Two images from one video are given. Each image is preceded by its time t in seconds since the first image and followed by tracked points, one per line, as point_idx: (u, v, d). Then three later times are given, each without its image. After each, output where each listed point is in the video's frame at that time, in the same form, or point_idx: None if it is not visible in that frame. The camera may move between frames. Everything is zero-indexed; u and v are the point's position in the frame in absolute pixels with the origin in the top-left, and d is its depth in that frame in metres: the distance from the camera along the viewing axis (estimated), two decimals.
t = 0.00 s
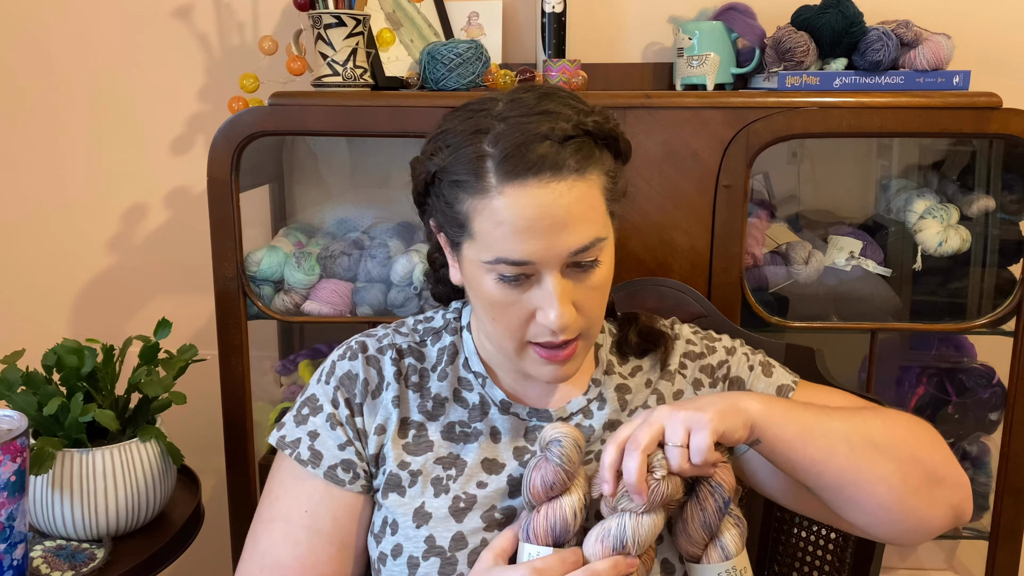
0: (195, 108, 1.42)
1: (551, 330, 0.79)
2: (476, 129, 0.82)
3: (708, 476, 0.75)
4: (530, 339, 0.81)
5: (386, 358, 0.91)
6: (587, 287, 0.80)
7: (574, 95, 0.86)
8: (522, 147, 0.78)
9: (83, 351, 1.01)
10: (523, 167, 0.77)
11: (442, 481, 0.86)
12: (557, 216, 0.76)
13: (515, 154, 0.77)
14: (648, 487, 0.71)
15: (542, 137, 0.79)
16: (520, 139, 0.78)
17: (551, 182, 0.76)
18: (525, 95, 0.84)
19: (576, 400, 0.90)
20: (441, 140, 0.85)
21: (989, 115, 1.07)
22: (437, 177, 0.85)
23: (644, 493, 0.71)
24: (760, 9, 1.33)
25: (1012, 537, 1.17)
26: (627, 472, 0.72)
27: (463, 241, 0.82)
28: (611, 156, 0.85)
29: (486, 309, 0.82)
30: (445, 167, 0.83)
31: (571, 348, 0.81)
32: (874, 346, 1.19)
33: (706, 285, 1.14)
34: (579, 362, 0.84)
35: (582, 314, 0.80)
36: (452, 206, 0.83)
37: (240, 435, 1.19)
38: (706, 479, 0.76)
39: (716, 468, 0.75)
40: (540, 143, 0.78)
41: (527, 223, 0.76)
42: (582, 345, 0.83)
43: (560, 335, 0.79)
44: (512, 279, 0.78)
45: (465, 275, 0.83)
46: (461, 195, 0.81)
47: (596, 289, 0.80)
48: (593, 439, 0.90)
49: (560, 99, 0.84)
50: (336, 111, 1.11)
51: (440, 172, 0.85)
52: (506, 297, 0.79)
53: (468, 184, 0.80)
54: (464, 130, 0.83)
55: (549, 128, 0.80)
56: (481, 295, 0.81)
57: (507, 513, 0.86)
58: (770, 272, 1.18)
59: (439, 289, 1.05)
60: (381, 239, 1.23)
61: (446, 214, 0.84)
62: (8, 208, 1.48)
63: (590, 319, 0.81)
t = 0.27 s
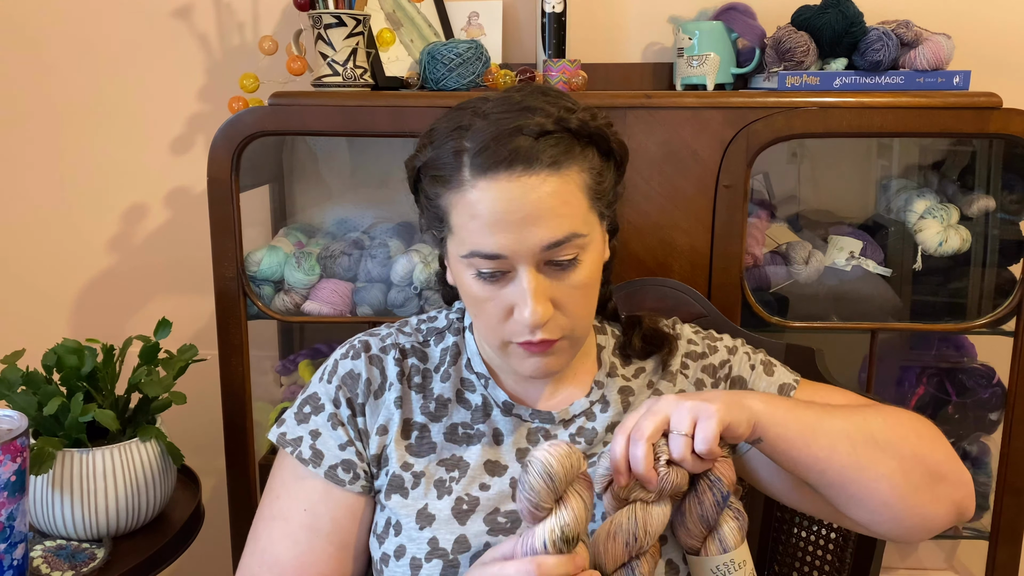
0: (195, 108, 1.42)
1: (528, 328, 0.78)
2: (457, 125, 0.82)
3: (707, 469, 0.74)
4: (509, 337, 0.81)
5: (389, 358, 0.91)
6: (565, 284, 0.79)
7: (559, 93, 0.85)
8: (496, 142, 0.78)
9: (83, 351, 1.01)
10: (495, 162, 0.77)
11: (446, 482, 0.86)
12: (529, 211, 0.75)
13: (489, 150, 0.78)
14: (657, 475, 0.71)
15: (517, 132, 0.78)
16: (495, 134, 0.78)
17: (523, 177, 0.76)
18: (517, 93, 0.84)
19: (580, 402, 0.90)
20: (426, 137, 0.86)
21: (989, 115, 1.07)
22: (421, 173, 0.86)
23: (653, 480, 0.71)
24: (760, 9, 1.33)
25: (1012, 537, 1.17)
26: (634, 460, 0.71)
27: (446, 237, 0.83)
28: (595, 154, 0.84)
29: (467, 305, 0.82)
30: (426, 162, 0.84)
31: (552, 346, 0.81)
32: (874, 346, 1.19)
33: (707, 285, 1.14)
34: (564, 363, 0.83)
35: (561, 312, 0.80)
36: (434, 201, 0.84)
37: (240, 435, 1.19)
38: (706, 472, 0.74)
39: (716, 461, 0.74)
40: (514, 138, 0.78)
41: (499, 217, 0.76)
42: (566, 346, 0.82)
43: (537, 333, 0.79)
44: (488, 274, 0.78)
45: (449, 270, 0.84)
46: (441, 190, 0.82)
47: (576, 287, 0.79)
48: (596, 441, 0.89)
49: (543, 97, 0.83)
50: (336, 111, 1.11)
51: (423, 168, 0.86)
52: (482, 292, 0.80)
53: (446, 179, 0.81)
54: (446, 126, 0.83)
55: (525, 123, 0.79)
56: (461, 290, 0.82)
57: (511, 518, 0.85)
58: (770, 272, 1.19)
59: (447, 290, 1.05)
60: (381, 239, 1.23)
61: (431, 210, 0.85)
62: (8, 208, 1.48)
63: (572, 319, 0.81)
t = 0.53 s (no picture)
0: (195, 108, 1.42)
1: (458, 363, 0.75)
2: (414, 147, 0.81)
3: (691, 477, 0.73)
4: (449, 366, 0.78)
5: (391, 358, 0.90)
6: (501, 323, 0.75)
7: (518, 124, 0.81)
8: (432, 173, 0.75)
9: (83, 351, 1.01)
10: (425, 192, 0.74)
11: (449, 481, 0.86)
12: (452, 247, 0.72)
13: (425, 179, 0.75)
14: (645, 474, 0.69)
15: (453, 164, 0.75)
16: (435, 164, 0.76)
17: (450, 211, 0.73)
18: (482, 118, 0.81)
19: (581, 402, 0.90)
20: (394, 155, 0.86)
21: (989, 115, 1.07)
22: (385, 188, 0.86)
23: (640, 479, 0.69)
24: (761, 8, 1.33)
25: (1012, 537, 1.17)
26: (624, 458, 0.69)
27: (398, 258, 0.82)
28: (544, 189, 0.79)
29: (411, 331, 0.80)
30: (386, 180, 0.83)
31: (491, 379, 0.78)
32: (874, 345, 1.19)
33: (707, 285, 1.14)
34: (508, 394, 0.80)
35: (497, 349, 0.76)
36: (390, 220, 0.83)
37: (240, 435, 1.19)
38: (690, 481, 0.73)
39: (701, 468, 0.72)
40: (450, 170, 0.75)
41: (426, 248, 0.73)
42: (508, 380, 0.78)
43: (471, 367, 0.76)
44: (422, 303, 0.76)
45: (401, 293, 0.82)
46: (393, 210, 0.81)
47: (513, 327, 0.75)
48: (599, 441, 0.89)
49: (498, 127, 0.80)
50: (336, 111, 1.11)
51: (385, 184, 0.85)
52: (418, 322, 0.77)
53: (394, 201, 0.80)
54: (406, 147, 0.82)
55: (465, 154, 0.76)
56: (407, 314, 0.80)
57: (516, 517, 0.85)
58: (770, 272, 1.19)
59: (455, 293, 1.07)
60: (380, 238, 1.22)
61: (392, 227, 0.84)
62: (8, 207, 1.48)
63: (511, 355, 0.77)
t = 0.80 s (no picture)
0: (195, 108, 1.42)
1: (450, 358, 0.75)
2: (394, 146, 0.80)
3: (661, 505, 0.70)
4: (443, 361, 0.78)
5: (380, 358, 0.91)
6: (491, 316, 0.74)
7: (499, 116, 0.81)
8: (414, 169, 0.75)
9: (83, 351, 1.01)
10: (407, 189, 0.74)
11: (437, 481, 0.85)
12: (437, 242, 0.72)
13: (407, 175, 0.75)
14: (612, 509, 0.68)
15: (435, 160, 0.75)
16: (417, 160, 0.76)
17: (433, 207, 0.72)
18: (461, 112, 0.81)
19: (568, 404, 0.89)
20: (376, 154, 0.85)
21: (989, 115, 1.07)
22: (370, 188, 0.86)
23: (609, 515, 0.68)
24: (761, 8, 1.33)
25: (1012, 537, 1.17)
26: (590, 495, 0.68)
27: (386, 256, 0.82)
28: (529, 180, 0.78)
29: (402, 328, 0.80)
30: (369, 179, 0.83)
31: (486, 372, 0.78)
32: (874, 346, 1.19)
33: (706, 286, 1.14)
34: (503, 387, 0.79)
35: (488, 343, 0.75)
36: (377, 219, 0.83)
37: (240, 435, 1.19)
38: (658, 509, 0.70)
39: (668, 496, 0.69)
40: (432, 165, 0.75)
41: (412, 245, 0.73)
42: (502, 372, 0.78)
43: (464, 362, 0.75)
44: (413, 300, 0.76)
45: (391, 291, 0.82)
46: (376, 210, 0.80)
47: (504, 320, 0.75)
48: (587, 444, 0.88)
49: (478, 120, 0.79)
50: (336, 111, 1.11)
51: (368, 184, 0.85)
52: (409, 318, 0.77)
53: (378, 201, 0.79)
54: (387, 146, 0.82)
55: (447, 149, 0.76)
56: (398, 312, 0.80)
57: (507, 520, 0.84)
58: (770, 273, 1.18)
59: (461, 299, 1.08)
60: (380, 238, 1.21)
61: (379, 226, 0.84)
62: (8, 207, 1.48)
63: (503, 348, 0.76)
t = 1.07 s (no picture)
0: (195, 108, 1.42)
1: (470, 351, 0.76)
2: (410, 137, 0.81)
3: (667, 526, 0.74)
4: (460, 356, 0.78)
5: (380, 363, 0.90)
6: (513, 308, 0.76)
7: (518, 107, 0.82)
8: (436, 158, 0.76)
9: (83, 351, 1.01)
10: (430, 178, 0.75)
11: (428, 490, 0.86)
12: (461, 232, 0.72)
13: (429, 165, 0.76)
14: (618, 526, 0.72)
15: (458, 148, 0.76)
16: (438, 149, 0.76)
17: (457, 196, 0.73)
18: (479, 104, 0.82)
19: (570, 410, 0.89)
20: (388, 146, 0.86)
21: (989, 115, 1.07)
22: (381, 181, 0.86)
23: (614, 531, 0.72)
24: (761, 8, 1.33)
25: (1012, 537, 1.17)
26: (597, 512, 0.72)
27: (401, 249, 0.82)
28: (550, 170, 0.80)
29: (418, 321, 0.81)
30: (382, 171, 0.83)
31: (503, 366, 0.78)
32: (874, 345, 1.19)
33: (706, 286, 1.14)
34: (520, 382, 0.80)
35: (508, 335, 0.76)
36: (391, 211, 0.83)
37: (240, 435, 1.19)
38: (665, 530, 0.74)
39: (674, 518, 0.73)
40: (455, 154, 0.76)
41: (435, 235, 0.73)
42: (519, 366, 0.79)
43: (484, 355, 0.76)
44: (432, 293, 0.76)
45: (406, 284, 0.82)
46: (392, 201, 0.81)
47: (524, 312, 0.76)
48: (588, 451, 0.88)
49: (497, 111, 0.80)
50: (336, 111, 1.11)
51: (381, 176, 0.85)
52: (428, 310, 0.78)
53: (395, 192, 0.80)
54: (402, 138, 0.82)
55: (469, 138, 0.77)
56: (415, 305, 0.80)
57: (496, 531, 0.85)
58: (770, 273, 1.18)
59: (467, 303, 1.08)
60: (381, 238, 1.22)
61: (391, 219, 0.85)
62: (9, 207, 1.48)
63: (521, 341, 0.77)
